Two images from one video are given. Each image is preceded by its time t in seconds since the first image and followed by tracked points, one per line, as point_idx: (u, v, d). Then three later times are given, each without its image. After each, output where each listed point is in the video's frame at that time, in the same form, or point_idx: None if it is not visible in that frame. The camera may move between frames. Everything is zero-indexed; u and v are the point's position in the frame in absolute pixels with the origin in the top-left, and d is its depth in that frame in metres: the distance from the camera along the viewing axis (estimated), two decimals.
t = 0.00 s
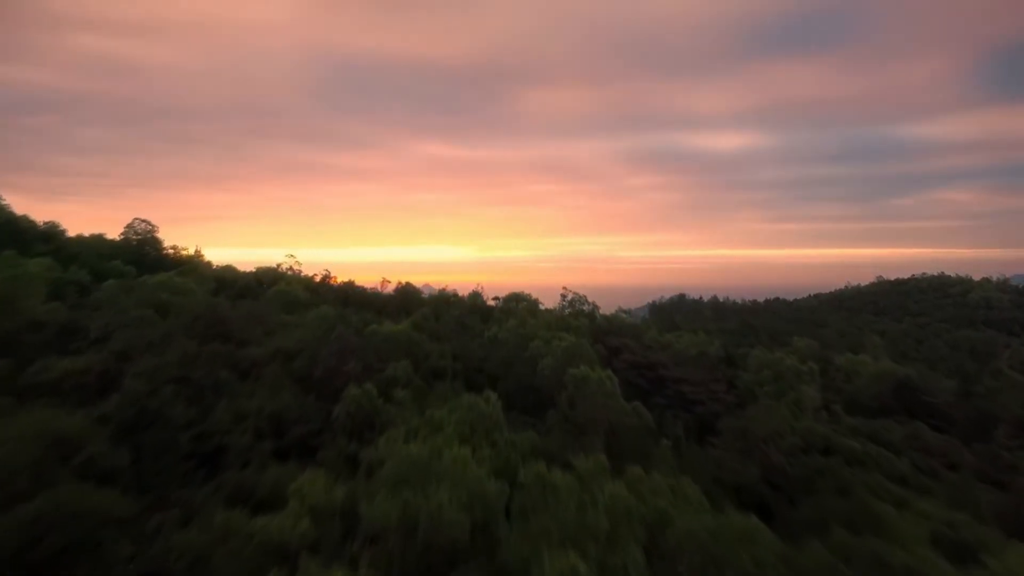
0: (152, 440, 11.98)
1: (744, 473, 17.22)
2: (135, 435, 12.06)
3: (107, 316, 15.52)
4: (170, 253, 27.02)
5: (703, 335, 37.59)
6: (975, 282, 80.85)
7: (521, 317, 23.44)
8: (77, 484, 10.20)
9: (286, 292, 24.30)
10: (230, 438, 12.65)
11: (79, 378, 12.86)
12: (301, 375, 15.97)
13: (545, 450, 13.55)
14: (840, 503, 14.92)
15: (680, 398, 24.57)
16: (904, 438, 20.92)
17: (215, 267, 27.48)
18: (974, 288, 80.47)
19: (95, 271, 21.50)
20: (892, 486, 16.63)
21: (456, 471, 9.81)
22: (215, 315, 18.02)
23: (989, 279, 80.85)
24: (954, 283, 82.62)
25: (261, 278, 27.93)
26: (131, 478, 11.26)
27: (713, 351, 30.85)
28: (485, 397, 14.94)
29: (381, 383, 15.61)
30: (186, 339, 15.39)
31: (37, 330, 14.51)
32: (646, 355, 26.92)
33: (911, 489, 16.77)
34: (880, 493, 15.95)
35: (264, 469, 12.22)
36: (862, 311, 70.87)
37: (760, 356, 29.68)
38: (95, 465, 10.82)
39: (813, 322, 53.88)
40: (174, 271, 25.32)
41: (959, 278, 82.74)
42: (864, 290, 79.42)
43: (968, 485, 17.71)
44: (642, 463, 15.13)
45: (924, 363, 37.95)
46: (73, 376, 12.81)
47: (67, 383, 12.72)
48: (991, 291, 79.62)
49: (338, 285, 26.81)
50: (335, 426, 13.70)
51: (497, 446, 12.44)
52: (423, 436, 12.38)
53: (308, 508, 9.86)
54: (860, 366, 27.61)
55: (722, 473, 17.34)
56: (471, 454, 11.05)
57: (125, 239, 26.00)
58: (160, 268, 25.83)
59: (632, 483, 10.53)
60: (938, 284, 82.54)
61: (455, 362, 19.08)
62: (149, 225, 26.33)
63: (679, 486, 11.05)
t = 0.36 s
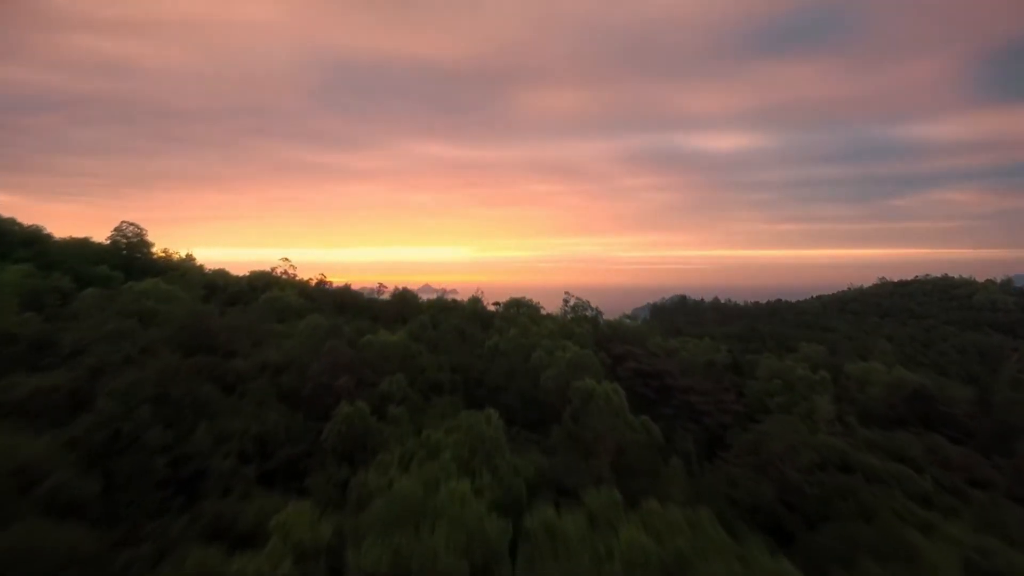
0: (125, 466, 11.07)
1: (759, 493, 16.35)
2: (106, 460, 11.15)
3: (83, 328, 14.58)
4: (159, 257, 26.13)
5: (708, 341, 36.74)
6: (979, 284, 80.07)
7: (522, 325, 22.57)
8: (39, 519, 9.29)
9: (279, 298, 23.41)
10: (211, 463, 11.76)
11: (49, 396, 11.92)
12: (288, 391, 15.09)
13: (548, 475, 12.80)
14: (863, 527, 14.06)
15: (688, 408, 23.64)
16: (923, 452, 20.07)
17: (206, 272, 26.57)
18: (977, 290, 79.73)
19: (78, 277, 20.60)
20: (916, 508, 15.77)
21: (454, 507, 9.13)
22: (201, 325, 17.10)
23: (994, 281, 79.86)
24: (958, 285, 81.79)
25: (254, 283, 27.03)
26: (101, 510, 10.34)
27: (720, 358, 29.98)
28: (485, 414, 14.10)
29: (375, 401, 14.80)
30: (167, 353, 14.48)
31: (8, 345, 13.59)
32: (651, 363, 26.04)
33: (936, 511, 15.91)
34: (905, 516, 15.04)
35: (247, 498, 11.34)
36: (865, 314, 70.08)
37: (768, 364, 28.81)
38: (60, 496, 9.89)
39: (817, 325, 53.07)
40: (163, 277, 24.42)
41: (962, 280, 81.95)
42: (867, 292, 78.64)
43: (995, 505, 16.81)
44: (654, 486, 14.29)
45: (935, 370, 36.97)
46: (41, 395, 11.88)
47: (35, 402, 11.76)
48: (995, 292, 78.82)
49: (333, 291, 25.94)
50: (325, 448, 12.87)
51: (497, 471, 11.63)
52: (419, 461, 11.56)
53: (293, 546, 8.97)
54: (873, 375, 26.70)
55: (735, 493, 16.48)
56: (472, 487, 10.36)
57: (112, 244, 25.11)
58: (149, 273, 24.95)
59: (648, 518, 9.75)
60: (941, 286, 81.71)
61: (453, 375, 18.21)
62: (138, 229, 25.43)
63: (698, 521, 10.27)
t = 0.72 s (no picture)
0: (95, 495, 10.16)
1: (776, 514, 15.47)
2: (73, 489, 10.21)
3: (57, 340, 13.65)
4: (148, 261, 25.19)
5: (712, 346, 35.82)
6: (983, 286, 79.20)
7: (524, 333, 21.67)
8: None
9: (272, 304, 22.49)
10: (189, 491, 10.87)
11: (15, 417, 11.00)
12: (277, 408, 14.20)
13: (552, 503, 12.07)
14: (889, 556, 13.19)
15: (695, 419, 22.67)
16: (943, 467, 19.20)
17: (197, 277, 25.64)
18: (982, 291, 78.87)
19: (60, 284, 19.68)
20: (943, 531, 14.89)
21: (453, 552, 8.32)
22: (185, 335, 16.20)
23: (999, 282, 79.04)
24: (962, 287, 80.91)
25: (246, 288, 26.10)
26: (66, 546, 9.44)
27: (727, 365, 29.07)
28: (486, 434, 13.28)
29: (368, 420, 13.93)
30: (147, 368, 13.57)
31: None
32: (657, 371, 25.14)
33: (964, 535, 15.04)
34: (934, 538, 14.11)
35: (227, 530, 10.45)
36: (869, 316, 69.22)
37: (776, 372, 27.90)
38: (19, 534, 8.99)
39: (822, 328, 52.17)
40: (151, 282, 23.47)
41: (966, 281, 81.10)
42: (869, 293, 77.80)
43: None
44: (665, 511, 13.44)
45: (944, 377, 36.09)
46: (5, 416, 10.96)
47: None
48: (1000, 294, 77.97)
49: (328, 297, 25.02)
50: (313, 472, 11.99)
51: (499, 501, 10.82)
52: (414, 490, 10.76)
53: None
54: (888, 383, 25.77)
55: (750, 515, 15.60)
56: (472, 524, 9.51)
57: (98, 247, 24.18)
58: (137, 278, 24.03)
59: (666, 562, 8.90)
60: (945, 288, 80.82)
61: (453, 388, 17.31)
62: (126, 233, 24.51)
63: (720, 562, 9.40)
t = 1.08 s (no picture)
0: (59, 529, 9.27)
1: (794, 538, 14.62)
2: (36, 522, 9.33)
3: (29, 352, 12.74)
4: (137, 265, 24.31)
5: (718, 352, 34.95)
6: (988, 288, 78.37)
7: (527, 342, 20.80)
8: None
9: (264, 311, 21.62)
10: (164, 522, 10.00)
11: None
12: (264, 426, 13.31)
13: (557, 533, 11.28)
14: None
15: (704, 430, 21.73)
16: (966, 484, 18.35)
17: (188, 281, 24.75)
18: (987, 293, 78.03)
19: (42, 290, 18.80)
20: (973, 556, 14.04)
21: None
22: (170, 347, 15.31)
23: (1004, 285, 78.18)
24: (966, 289, 80.08)
25: (238, 293, 25.22)
26: None
27: (735, 372, 28.22)
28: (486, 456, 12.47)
29: (362, 441, 13.07)
30: (125, 385, 12.67)
31: None
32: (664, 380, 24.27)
33: (995, 561, 14.18)
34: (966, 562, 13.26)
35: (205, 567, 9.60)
36: (873, 319, 68.37)
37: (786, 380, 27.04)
38: None
39: (827, 332, 51.35)
40: (140, 288, 22.60)
41: (970, 284, 80.27)
42: (873, 295, 76.99)
43: None
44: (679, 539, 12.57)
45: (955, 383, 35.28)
46: None
47: None
48: (1005, 297, 77.14)
49: (323, 303, 24.14)
50: (301, 500, 11.13)
51: (502, 536, 10.05)
52: (410, 523, 9.96)
53: None
54: (902, 393, 24.92)
55: (767, 538, 14.75)
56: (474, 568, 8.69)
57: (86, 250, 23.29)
58: (125, 283, 23.15)
59: None
60: (949, 290, 80.01)
61: (451, 402, 16.43)
62: (114, 237, 23.64)
63: None
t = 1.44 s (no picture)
0: None
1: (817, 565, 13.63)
2: None
3: None
4: (124, 270, 23.31)
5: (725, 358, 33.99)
6: (993, 289, 77.45)
7: (530, 351, 19.81)
8: None
9: (254, 318, 20.62)
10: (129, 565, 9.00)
11: None
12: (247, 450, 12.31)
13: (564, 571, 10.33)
14: None
15: (714, 444, 20.73)
16: (993, 502, 17.37)
17: (177, 287, 23.75)
18: (992, 295, 77.07)
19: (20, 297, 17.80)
20: None
21: None
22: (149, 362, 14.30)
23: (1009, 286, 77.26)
24: (971, 290, 79.15)
25: (229, 300, 24.22)
26: None
27: (744, 380, 27.25)
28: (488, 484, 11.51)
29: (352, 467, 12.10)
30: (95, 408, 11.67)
31: None
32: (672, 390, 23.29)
33: None
34: None
35: None
36: (877, 321, 67.45)
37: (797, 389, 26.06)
38: None
39: (832, 334, 50.40)
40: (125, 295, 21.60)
41: (975, 285, 79.36)
42: (876, 296, 76.07)
43: None
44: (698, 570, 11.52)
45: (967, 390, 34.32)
46: None
47: None
48: (1011, 298, 76.23)
49: (317, 309, 23.15)
50: (283, 537, 10.13)
51: None
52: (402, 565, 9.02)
53: None
54: (919, 403, 23.94)
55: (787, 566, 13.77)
56: None
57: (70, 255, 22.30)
58: (111, 290, 22.15)
59: None
60: (953, 291, 79.10)
61: (449, 419, 15.43)
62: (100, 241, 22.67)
63: None
